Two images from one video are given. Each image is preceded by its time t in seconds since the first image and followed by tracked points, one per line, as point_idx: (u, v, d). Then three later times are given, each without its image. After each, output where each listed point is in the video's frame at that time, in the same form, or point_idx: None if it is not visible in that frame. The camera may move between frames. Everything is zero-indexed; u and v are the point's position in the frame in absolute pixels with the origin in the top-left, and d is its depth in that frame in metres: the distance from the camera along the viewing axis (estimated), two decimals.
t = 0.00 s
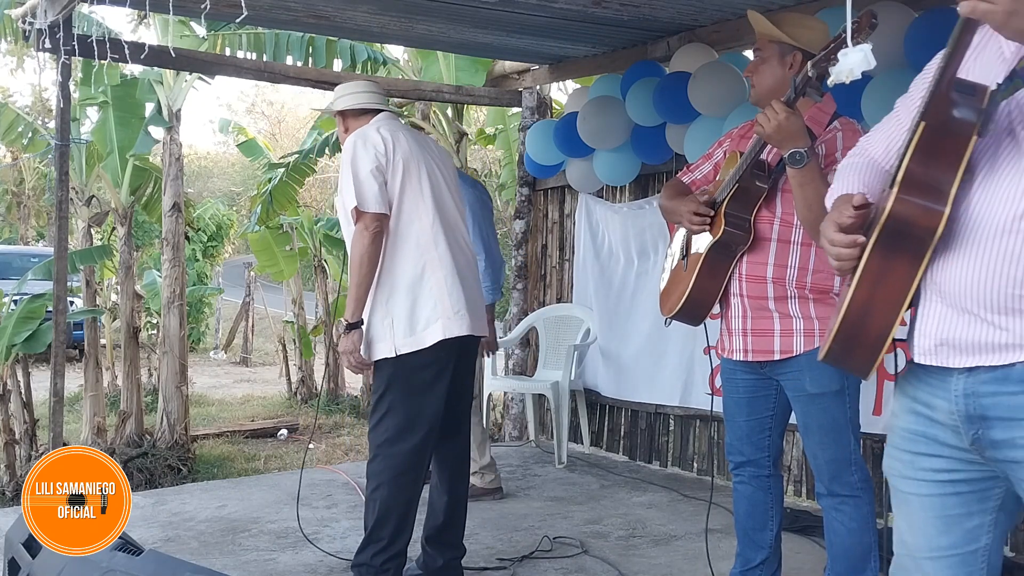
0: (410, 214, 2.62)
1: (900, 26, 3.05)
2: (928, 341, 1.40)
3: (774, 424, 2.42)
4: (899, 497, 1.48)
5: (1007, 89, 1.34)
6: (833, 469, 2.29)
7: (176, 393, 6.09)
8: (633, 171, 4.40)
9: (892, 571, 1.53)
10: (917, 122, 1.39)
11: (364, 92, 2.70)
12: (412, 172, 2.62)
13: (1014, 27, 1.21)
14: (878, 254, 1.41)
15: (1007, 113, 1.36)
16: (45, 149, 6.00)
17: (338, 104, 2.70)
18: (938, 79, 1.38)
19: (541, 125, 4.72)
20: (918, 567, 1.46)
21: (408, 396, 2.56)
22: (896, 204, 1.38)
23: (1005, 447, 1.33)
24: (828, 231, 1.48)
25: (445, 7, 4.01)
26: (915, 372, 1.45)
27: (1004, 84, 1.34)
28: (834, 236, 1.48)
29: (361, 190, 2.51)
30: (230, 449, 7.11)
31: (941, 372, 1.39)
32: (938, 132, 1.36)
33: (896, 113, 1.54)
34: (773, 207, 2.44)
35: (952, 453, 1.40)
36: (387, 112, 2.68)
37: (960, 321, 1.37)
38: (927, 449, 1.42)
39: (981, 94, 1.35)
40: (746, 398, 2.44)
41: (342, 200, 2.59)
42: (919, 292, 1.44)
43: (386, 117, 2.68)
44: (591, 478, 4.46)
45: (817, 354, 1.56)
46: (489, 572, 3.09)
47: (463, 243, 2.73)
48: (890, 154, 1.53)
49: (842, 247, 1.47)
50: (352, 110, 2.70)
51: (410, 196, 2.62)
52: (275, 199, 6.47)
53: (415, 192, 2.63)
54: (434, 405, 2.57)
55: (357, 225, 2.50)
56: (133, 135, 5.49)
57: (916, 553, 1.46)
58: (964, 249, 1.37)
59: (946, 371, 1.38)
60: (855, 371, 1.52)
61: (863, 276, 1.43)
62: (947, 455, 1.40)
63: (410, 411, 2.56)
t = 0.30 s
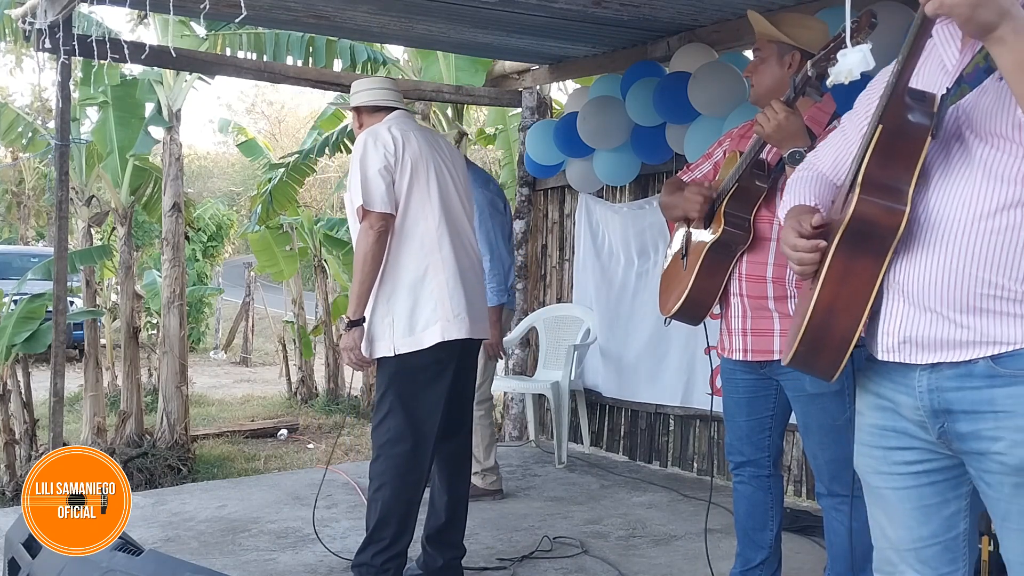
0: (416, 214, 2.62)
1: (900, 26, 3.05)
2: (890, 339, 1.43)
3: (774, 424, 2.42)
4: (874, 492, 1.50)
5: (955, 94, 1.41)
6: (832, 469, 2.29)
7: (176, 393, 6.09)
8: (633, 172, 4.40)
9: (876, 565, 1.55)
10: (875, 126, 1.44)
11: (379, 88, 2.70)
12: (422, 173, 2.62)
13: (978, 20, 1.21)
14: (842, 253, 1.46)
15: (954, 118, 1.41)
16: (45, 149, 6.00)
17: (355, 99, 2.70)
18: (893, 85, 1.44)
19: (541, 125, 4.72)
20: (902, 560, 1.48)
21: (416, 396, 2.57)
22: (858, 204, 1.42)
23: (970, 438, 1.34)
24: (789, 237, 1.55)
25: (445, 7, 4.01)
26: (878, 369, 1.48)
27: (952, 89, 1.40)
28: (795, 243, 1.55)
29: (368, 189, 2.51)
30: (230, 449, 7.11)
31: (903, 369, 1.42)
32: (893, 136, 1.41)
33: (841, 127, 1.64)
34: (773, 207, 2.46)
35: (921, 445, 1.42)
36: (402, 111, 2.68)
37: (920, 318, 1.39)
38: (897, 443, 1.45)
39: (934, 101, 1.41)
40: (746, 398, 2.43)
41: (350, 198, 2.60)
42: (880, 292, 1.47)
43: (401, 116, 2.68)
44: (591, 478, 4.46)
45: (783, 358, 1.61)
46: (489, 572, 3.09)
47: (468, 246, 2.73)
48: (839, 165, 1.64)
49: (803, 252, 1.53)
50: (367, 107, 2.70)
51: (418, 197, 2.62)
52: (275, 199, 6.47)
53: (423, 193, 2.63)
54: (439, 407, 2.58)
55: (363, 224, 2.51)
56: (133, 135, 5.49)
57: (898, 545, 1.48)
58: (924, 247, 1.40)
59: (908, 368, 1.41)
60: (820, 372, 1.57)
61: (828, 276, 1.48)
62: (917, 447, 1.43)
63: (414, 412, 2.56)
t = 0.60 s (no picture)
0: (417, 215, 2.62)
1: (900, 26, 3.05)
2: (882, 337, 1.43)
3: (774, 424, 2.42)
4: (866, 492, 1.50)
5: (946, 93, 1.39)
6: (832, 469, 2.29)
7: (176, 393, 6.09)
8: (633, 172, 4.40)
9: (870, 566, 1.55)
10: (868, 124, 1.44)
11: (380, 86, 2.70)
12: (424, 174, 2.62)
13: (971, 20, 1.19)
14: (834, 248, 1.48)
15: (942, 118, 1.41)
16: (45, 149, 6.00)
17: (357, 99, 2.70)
18: (888, 81, 1.42)
19: (541, 125, 4.72)
20: (895, 558, 1.48)
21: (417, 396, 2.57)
22: (853, 200, 1.44)
23: (961, 434, 1.34)
24: (778, 237, 1.57)
25: (445, 7, 4.01)
26: (865, 368, 1.49)
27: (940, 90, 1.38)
28: (782, 242, 1.57)
29: (371, 191, 2.51)
30: (230, 449, 7.11)
31: (894, 367, 1.43)
32: (885, 133, 1.42)
33: (819, 132, 1.71)
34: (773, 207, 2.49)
35: (911, 443, 1.43)
36: (404, 112, 2.68)
37: (912, 315, 1.40)
38: (887, 441, 1.45)
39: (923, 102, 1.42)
40: (746, 398, 2.43)
41: (352, 199, 2.60)
42: (870, 289, 1.47)
43: (404, 117, 2.68)
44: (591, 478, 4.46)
45: (770, 358, 1.62)
46: (489, 572, 3.09)
47: (471, 247, 2.73)
48: (817, 170, 1.71)
49: (791, 250, 1.55)
50: (370, 107, 2.70)
51: (420, 199, 2.62)
52: (276, 199, 6.47)
53: (425, 195, 2.63)
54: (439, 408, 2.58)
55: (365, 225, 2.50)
56: (133, 135, 5.49)
57: (891, 545, 1.48)
58: (915, 245, 1.41)
59: (899, 365, 1.42)
60: (808, 371, 1.58)
61: (821, 273, 1.49)
62: (908, 445, 1.43)
63: (416, 413, 2.56)
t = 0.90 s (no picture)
0: (424, 216, 2.62)
1: (900, 26, 3.05)
2: (892, 336, 1.43)
3: (774, 424, 2.42)
4: (872, 494, 1.51)
5: (965, 89, 1.39)
6: (832, 469, 2.29)
7: (176, 393, 6.09)
8: (633, 171, 4.40)
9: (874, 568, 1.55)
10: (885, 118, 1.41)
11: (383, 79, 2.76)
12: (432, 176, 2.63)
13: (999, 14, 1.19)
14: (846, 245, 1.46)
15: (960, 115, 1.40)
16: (45, 149, 6.00)
17: (361, 86, 2.68)
18: (907, 76, 1.40)
19: (541, 125, 4.72)
20: (899, 560, 1.49)
21: (416, 395, 2.57)
22: (867, 197, 1.42)
23: (971, 437, 1.35)
24: (790, 230, 1.57)
25: (445, 7, 4.01)
26: (874, 369, 1.49)
27: (962, 85, 1.38)
28: (797, 234, 1.56)
29: (381, 190, 2.51)
30: (230, 449, 7.11)
31: (903, 367, 1.43)
32: (904, 129, 1.39)
33: (833, 126, 1.69)
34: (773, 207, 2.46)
35: (920, 446, 1.43)
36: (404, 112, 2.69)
37: (924, 315, 1.40)
38: (896, 444, 1.46)
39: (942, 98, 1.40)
40: (746, 398, 2.43)
41: (357, 198, 2.58)
42: (880, 288, 1.47)
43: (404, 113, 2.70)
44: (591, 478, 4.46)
45: (777, 354, 1.63)
46: (489, 572, 3.09)
47: (474, 249, 2.74)
48: (830, 164, 1.68)
49: (804, 242, 1.55)
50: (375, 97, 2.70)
51: (426, 200, 2.62)
52: (275, 199, 6.47)
53: (432, 196, 2.63)
54: (437, 405, 2.57)
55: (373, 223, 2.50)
56: (133, 135, 5.48)
57: (896, 547, 1.48)
58: (927, 245, 1.41)
59: (909, 366, 1.42)
60: (813, 368, 1.59)
61: (831, 269, 1.48)
62: (915, 448, 1.44)
63: (417, 414, 2.56)
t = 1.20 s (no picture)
0: (433, 217, 2.65)
1: (900, 26, 3.05)
2: (931, 335, 1.37)
3: (774, 423, 2.42)
4: (902, 504, 1.46)
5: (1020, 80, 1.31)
6: (832, 468, 2.29)
7: (176, 393, 6.09)
8: (633, 171, 4.40)
9: None
10: (932, 107, 1.32)
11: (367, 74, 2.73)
12: (438, 181, 2.66)
13: None
14: (886, 239, 1.36)
15: (1014, 106, 1.33)
16: (45, 149, 6.00)
17: (354, 81, 2.65)
18: (959, 62, 1.32)
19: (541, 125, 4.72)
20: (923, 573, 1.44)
21: (418, 396, 2.57)
22: (909, 189, 1.32)
23: (1012, 447, 1.30)
24: (836, 215, 1.40)
25: (445, 7, 4.01)
26: (913, 373, 1.42)
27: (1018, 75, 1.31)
28: (839, 218, 1.40)
29: (402, 191, 2.50)
30: (230, 449, 7.12)
31: (946, 371, 1.36)
32: (951, 119, 1.31)
33: (883, 114, 1.52)
34: (773, 208, 2.44)
35: (955, 457, 1.38)
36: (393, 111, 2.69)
37: (966, 314, 1.34)
38: (930, 454, 1.40)
39: (996, 86, 1.32)
40: (746, 397, 2.44)
41: (368, 199, 2.56)
42: (921, 285, 1.40)
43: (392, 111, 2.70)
44: (591, 478, 4.46)
45: (808, 349, 1.52)
46: (489, 572, 3.09)
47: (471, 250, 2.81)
48: (878, 155, 1.51)
49: (847, 230, 1.40)
50: (367, 90, 2.68)
51: (434, 201, 2.65)
52: (275, 199, 6.46)
53: (438, 197, 2.66)
54: (436, 406, 2.57)
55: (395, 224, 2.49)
56: (133, 135, 5.48)
57: (921, 560, 1.44)
58: (972, 240, 1.33)
59: (950, 369, 1.36)
60: (845, 365, 1.49)
61: (869, 262, 1.37)
62: (951, 460, 1.38)
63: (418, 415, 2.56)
